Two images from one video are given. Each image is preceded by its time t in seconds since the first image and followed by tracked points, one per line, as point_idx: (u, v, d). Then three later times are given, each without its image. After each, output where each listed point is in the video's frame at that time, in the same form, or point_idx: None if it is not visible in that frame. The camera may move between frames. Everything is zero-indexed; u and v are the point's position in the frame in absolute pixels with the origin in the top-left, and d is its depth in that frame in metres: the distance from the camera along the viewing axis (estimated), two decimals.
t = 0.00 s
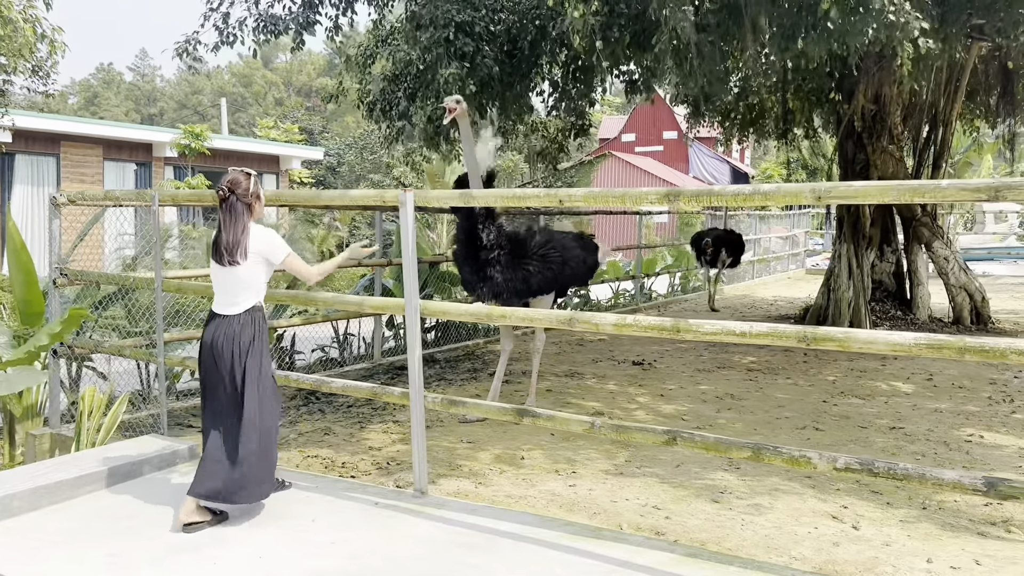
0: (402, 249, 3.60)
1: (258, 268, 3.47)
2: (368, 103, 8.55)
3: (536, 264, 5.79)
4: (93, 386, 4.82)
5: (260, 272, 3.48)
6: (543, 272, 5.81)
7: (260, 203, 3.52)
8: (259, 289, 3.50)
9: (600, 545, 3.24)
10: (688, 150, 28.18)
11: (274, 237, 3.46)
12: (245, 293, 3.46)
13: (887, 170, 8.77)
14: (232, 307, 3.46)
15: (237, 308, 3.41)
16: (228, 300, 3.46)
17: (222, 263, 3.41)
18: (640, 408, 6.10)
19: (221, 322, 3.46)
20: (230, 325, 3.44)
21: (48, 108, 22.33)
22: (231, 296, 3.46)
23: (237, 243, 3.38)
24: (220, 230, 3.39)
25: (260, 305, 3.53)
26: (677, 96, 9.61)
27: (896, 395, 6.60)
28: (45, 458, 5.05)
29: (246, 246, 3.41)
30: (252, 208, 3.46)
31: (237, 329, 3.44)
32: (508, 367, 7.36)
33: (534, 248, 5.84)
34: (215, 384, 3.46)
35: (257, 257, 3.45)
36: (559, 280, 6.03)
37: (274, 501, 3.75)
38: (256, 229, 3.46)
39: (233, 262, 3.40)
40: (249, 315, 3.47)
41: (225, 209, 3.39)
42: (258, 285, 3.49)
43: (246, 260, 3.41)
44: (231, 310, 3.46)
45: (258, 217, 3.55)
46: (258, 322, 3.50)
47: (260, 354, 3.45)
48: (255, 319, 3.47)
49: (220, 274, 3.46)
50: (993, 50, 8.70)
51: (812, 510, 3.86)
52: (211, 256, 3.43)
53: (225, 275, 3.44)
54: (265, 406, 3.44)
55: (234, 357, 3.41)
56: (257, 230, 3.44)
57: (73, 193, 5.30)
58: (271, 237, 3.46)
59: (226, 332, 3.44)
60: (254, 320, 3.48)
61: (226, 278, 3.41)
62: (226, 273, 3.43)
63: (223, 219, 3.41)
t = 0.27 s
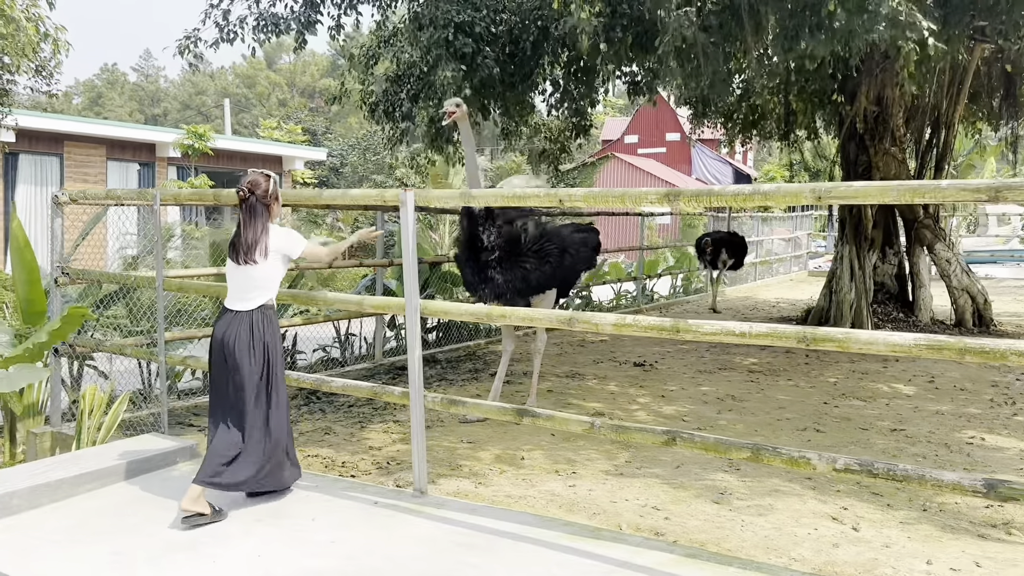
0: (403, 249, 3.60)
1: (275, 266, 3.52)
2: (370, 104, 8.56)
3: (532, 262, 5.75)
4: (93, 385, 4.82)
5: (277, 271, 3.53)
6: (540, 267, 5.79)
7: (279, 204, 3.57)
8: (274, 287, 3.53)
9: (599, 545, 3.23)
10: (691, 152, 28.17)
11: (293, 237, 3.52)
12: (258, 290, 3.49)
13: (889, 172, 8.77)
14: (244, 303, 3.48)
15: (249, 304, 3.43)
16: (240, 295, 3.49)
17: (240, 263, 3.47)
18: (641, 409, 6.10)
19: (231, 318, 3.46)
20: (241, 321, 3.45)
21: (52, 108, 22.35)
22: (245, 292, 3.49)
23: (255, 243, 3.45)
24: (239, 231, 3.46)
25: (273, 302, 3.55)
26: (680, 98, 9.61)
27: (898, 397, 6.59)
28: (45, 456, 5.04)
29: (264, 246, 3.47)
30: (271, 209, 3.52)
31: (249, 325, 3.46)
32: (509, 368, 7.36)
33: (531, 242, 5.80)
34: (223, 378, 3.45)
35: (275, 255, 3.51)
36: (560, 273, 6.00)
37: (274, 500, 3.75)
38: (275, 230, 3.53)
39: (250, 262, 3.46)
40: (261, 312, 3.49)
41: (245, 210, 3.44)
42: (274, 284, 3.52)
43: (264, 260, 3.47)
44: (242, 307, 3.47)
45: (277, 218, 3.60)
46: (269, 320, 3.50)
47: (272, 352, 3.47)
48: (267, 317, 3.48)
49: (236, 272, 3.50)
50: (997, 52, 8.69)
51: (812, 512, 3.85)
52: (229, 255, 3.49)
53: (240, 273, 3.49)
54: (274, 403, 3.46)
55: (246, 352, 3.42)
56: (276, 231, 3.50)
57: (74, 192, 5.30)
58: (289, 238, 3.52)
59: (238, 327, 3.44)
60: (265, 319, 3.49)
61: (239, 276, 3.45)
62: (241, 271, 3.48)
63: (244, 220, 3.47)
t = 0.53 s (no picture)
0: (404, 248, 3.60)
1: (278, 265, 3.52)
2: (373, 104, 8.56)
3: (531, 260, 5.65)
4: (95, 385, 4.83)
5: (280, 270, 3.54)
6: (541, 267, 5.67)
7: (283, 203, 3.56)
8: (277, 286, 3.53)
9: (600, 546, 3.22)
10: (694, 153, 28.16)
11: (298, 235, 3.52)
12: (261, 288, 3.49)
13: (892, 173, 8.76)
14: (246, 301, 3.49)
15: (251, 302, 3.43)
16: (244, 293, 3.49)
17: (243, 261, 3.47)
18: (643, 410, 6.09)
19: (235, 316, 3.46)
20: (245, 320, 3.44)
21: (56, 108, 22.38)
22: (248, 289, 3.49)
23: (260, 242, 3.45)
24: (243, 230, 3.45)
25: (276, 301, 3.55)
26: (683, 99, 9.59)
27: (900, 398, 6.58)
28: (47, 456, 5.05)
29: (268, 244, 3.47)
30: (275, 208, 3.51)
31: (252, 324, 3.45)
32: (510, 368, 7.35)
33: (529, 242, 5.66)
34: (225, 377, 3.44)
35: (279, 254, 3.52)
36: (562, 271, 5.83)
37: (274, 499, 3.75)
38: (279, 229, 3.52)
39: (254, 260, 3.46)
40: (263, 311, 3.48)
41: (249, 208, 3.45)
42: (277, 283, 3.53)
43: (267, 259, 3.47)
44: (245, 305, 3.48)
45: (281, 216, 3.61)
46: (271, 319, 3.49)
47: (277, 350, 3.47)
48: (270, 315, 3.47)
49: (240, 270, 3.51)
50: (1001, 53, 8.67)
51: (813, 513, 3.84)
52: (233, 253, 3.49)
53: (244, 272, 3.50)
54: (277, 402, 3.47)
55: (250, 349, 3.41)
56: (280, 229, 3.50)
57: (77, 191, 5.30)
58: (292, 236, 3.51)
59: (241, 325, 3.43)
60: (268, 317, 3.47)
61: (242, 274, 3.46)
62: (245, 270, 3.48)
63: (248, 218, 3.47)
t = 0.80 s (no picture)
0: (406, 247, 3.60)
1: (270, 263, 3.49)
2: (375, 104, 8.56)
3: (531, 260, 5.63)
4: (96, 385, 4.83)
5: (273, 269, 3.51)
6: (541, 267, 5.66)
7: (274, 200, 3.56)
8: (270, 284, 3.51)
9: (601, 545, 3.21)
10: (698, 153, 28.13)
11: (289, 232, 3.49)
12: (254, 287, 3.47)
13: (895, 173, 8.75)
14: (240, 300, 3.47)
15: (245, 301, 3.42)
16: (237, 292, 3.48)
17: (234, 259, 3.45)
18: (645, 410, 6.08)
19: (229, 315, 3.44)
20: (238, 320, 3.43)
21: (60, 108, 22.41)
22: (241, 289, 3.47)
23: (251, 238, 3.41)
24: (234, 226, 3.44)
25: (270, 300, 3.54)
26: (687, 99, 9.58)
27: (904, 398, 6.56)
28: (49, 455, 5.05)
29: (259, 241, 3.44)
30: (266, 205, 3.51)
31: (246, 323, 3.43)
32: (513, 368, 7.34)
33: (529, 241, 5.65)
34: (221, 376, 3.43)
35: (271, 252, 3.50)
36: (564, 270, 5.83)
37: (275, 499, 3.75)
38: (270, 226, 3.50)
39: (246, 257, 3.43)
40: (257, 310, 3.47)
41: (240, 204, 3.44)
42: (270, 281, 3.50)
43: (258, 256, 3.44)
44: (239, 305, 3.46)
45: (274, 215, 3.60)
46: (266, 319, 3.48)
47: (271, 349, 3.46)
48: (264, 315, 3.47)
49: (232, 269, 3.48)
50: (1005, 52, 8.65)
51: (816, 513, 3.83)
52: (224, 252, 3.46)
53: (236, 270, 3.47)
54: (273, 400, 3.47)
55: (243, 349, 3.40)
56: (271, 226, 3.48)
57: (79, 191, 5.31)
58: (283, 233, 3.49)
59: (235, 325, 3.42)
60: (262, 316, 3.47)
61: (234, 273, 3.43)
62: (237, 268, 3.46)
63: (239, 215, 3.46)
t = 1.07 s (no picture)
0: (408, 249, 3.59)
1: (248, 266, 3.47)
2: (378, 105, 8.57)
3: (533, 262, 5.66)
4: (99, 385, 4.84)
5: (251, 271, 3.50)
6: (544, 269, 5.69)
7: (253, 201, 3.53)
8: (248, 288, 3.50)
9: (603, 545, 3.21)
10: (702, 154, 28.08)
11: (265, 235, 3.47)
12: (233, 292, 3.47)
13: (899, 173, 8.76)
14: (221, 306, 3.46)
15: (228, 307, 3.43)
16: (217, 299, 3.47)
17: (212, 261, 3.43)
18: (648, 411, 6.07)
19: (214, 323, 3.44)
20: (222, 326, 3.44)
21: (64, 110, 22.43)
22: (221, 294, 3.47)
23: (228, 241, 3.40)
24: (211, 228, 3.41)
25: (251, 304, 3.53)
26: (690, 99, 9.57)
27: (907, 399, 6.54)
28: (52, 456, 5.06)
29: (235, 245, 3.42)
30: (245, 206, 3.49)
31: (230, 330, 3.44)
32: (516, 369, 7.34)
33: (531, 243, 5.66)
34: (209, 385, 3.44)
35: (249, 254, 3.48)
36: (568, 270, 5.90)
37: (277, 500, 3.75)
38: (248, 227, 3.48)
39: (224, 261, 3.41)
40: (239, 315, 3.47)
41: (217, 205, 3.41)
42: (248, 285, 3.50)
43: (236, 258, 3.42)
44: (220, 311, 3.45)
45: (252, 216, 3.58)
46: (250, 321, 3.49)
47: (257, 354, 3.47)
48: (245, 319, 3.46)
49: (210, 273, 3.47)
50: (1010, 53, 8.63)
51: (819, 514, 3.82)
52: (202, 254, 3.44)
53: (215, 274, 3.46)
54: (264, 403, 3.47)
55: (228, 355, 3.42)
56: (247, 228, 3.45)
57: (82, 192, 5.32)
58: (262, 236, 3.47)
59: (219, 333, 3.43)
60: (245, 320, 3.46)
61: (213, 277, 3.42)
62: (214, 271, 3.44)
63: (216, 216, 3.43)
